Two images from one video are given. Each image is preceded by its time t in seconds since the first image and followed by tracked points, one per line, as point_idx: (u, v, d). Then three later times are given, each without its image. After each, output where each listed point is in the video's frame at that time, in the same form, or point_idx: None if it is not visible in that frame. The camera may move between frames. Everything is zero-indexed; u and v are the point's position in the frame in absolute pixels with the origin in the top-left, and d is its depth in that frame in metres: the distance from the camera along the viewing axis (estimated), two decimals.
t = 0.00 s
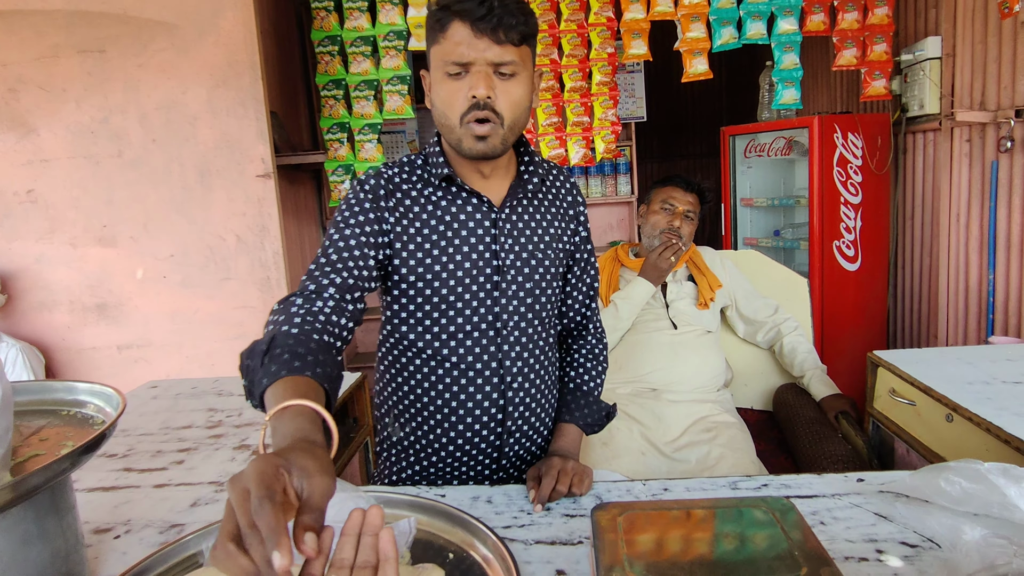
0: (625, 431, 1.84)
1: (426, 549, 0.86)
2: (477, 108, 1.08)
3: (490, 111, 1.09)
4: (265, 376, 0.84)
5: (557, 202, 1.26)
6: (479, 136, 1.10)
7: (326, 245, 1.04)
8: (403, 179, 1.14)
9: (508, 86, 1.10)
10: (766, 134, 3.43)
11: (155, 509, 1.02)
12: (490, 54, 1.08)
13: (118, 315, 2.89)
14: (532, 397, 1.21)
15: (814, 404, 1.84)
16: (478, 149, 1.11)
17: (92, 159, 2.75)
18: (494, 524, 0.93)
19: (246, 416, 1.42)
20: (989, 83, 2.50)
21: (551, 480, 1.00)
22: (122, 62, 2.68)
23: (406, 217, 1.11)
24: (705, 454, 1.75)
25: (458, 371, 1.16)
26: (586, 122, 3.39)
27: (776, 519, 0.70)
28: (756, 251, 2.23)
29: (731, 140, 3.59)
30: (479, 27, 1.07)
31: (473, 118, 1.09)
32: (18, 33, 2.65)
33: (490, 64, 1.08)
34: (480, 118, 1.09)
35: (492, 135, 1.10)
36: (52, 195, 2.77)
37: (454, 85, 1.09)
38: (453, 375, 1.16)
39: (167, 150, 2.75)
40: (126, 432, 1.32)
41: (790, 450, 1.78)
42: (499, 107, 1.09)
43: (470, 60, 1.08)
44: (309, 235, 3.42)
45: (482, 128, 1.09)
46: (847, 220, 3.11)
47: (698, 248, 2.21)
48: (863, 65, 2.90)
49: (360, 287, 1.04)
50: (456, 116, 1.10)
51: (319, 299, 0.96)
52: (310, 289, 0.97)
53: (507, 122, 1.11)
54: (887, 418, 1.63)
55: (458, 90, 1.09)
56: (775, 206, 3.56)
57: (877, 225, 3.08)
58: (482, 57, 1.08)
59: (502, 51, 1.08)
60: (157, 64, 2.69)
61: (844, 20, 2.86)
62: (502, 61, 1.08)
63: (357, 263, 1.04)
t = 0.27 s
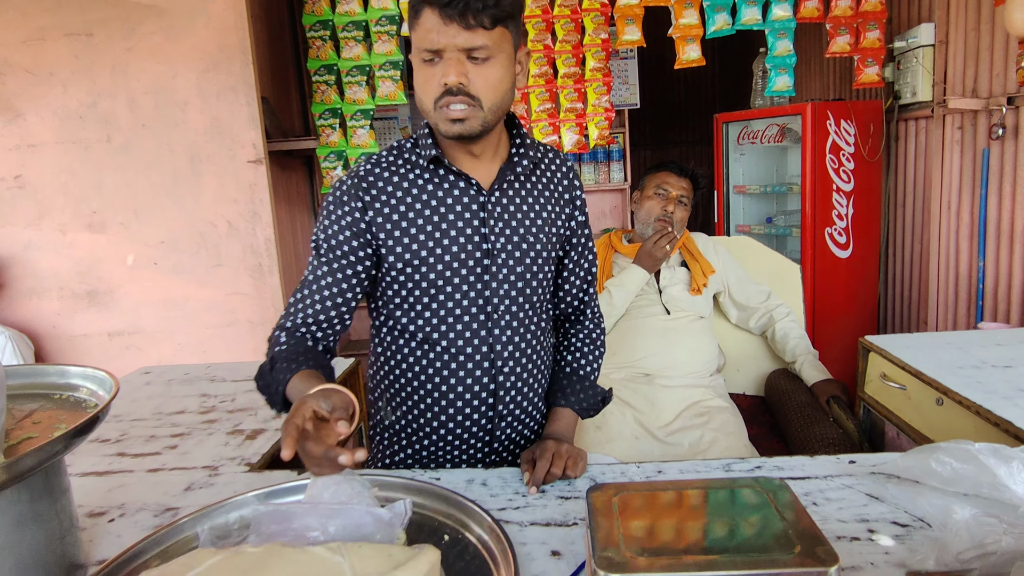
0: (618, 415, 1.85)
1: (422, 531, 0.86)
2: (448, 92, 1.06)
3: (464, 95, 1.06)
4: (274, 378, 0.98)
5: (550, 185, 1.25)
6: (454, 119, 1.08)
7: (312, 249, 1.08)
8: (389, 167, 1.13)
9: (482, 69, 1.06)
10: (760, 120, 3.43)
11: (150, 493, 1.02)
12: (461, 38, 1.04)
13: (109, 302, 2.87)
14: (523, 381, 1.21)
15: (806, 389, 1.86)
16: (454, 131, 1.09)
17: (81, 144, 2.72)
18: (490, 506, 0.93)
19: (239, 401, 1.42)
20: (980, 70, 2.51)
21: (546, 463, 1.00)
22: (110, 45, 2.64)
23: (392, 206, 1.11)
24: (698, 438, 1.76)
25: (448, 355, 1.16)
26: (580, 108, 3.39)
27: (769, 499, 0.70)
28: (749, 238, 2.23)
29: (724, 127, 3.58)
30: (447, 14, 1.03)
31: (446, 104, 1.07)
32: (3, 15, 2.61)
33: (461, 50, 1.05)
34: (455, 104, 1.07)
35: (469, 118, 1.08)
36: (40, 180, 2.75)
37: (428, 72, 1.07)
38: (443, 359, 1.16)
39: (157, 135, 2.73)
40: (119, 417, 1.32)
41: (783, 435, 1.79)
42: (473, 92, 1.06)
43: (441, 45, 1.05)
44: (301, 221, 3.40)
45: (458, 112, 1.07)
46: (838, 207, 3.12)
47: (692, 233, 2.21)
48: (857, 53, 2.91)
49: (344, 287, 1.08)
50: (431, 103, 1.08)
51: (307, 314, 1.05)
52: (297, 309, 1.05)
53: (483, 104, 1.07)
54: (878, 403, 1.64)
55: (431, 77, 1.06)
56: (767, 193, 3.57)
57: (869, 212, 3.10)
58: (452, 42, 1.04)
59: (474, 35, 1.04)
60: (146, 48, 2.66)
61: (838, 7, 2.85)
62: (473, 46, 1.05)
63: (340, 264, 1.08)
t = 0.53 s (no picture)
0: (618, 384, 1.86)
1: (425, 489, 0.86)
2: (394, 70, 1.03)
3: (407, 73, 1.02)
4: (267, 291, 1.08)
5: (545, 145, 1.20)
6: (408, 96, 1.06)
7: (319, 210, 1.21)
8: (379, 130, 1.17)
9: (425, 43, 1.00)
10: (760, 94, 3.40)
11: (153, 457, 1.03)
12: (393, 16, 0.98)
13: (109, 277, 2.88)
14: (508, 342, 1.21)
15: (805, 358, 1.86)
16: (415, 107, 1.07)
17: (78, 119, 2.72)
18: (491, 466, 0.94)
19: (240, 369, 1.43)
20: (986, 40, 2.48)
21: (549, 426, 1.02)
22: (104, 18, 2.64)
23: (376, 166, 1.15)
24: (698, 406, 1.77)
25: (429, 311, 1.19)
26: (580, 82, 3.36)
27: (767, 452, 0.71)
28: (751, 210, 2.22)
29: (724, 101, 3.55)
30: None
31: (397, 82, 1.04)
32: None
33: (398, 27, 0.99)
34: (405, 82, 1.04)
35: (419, 93, 1.05)
36: (37, 155, 2.75)
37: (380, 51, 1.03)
38: (421, 315, 1.19)
39: (154, 109, 2.73)
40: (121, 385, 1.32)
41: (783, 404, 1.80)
42: (417, 68, 1.02)
43: (380, 24, 1.00)
44: (301, 198, 3.39)
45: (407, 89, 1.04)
46: (840, 181, 3.12)
47: (692, 204, 2.20)
48: (862, 24, 2.86)
49: (337, 240, 1.19)
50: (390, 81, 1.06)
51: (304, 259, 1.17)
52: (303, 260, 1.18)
53: (429, 77, 1.03)
54: (878, 371, 1.65)
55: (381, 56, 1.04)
56: (768, 167, 3.55)
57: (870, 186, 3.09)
58: (387, 21, 0.99)
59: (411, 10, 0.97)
60: (140, 20, 2.65)
61: None
62: (408, 22, 0.98)
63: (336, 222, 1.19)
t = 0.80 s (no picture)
0: (623, 359, 1.87)
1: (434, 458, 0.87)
2: (398, 42, 1.00)
3: (413, 43, 1.00)
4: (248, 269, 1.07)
5: (542, 114, 1.16)
6: (411, 66, 1.04)
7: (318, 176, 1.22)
8: (379, 100, 1.18)
9: (430, 13, 0.98)
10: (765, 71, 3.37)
11: (163, 428, 1.03)
12: None
13: (114, 256, 2.90)
14: (503, 311, 1.20)
15: (810, 334, 1.86)
16: (417, 76, 1.06)
17: (79, 97, 2.72)
18: (499, 436, 0.95)
19: (247, 343, 1.43)
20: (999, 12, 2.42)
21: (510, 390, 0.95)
22: None
23: (374, 136, 1.16)
24: (702, 379, 1.78)
25: (423, 278, 1.19)
26: (583, 58, 3.34)
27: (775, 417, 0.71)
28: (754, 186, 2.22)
29: (729, 78, 3.53)
30: None
31: (400, 53, 1.02)
32: None
33: None
34: (407, 52, 1.02)
35: (422, 63, 1.03)
36: (39, 133, 2.75)
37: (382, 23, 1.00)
38: (416, 281, 1.20)
39: (155, 87, 2.72)
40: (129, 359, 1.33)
41: (786, 379, 1.81)
42: (422, 37, 0.99)
43: None
44: (303, 177, 3.38)
45: (412, 60, 1.02)
46: (845, 158, 3.09)
47: (696, 181, 2.21)
48: None
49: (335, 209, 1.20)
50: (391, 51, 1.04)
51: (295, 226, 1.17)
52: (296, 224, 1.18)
53: (434, 47, 1.01)
54: (883, 346, 1.65)
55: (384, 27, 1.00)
56: (772, 145, 3.54)
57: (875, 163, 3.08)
58: None
59: None
60: None
61: None
62: None
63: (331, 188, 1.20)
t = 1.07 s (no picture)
0: (622, 352, 1.87)
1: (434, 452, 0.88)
2: (394, 41, 1.00)
3: (410, 41, 1.01)
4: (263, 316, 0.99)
5: (524, 107, 1.17)
6: (407, 65, 1.04)
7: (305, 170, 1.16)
8: (366, 98, 1.17)
9: (425, 12, 0.98)
10: (764, 63, 3.36)
11: (164, 423, 1.04)
12: None
13: (112, 250, 2.91)
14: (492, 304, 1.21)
15: (808, 327, 1.87)
16: (411, 75, 1.06)
17: (77, 90, 2.71)
18: (499, 430, 0.95)
19: (247, 338, 1.44)
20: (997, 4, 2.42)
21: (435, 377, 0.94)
22: None
23: (362, 134, 1.16)
24: (700, 373, 1.79)
25: (414, 274, 1.20)
26: (581, 50, 3.34)
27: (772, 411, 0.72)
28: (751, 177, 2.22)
29: (728, 70, 3.52)
30: None
31: (396, 52, 1.02)
32: None
33: None
34: (403, 50, 1.02)
35: (419, 62, 1.04)
36: (36, 127, 2.74)
37: (374, 22, 1.00)
38: (409, 277, 1.20)
39: (152, 80, 2.71)
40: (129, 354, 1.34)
41: (784, 371, 1.82)
42: (418, 36, 1.00)
43: None
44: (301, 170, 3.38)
45: (409, 59, 1.03)
46: (843, 150, 3.09)
47: (694, 173, 2.21)
48: None
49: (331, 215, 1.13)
50: (383, 50, 1.04)
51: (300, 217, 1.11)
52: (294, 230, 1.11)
53: (429, 45, 1.02)
54: (880, 339, 1.67)
55: (377, 26, 1.01)
56: (771, 137, 3.53)
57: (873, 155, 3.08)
58: None
59: None
60: None
61: None
62: None
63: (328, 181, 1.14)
